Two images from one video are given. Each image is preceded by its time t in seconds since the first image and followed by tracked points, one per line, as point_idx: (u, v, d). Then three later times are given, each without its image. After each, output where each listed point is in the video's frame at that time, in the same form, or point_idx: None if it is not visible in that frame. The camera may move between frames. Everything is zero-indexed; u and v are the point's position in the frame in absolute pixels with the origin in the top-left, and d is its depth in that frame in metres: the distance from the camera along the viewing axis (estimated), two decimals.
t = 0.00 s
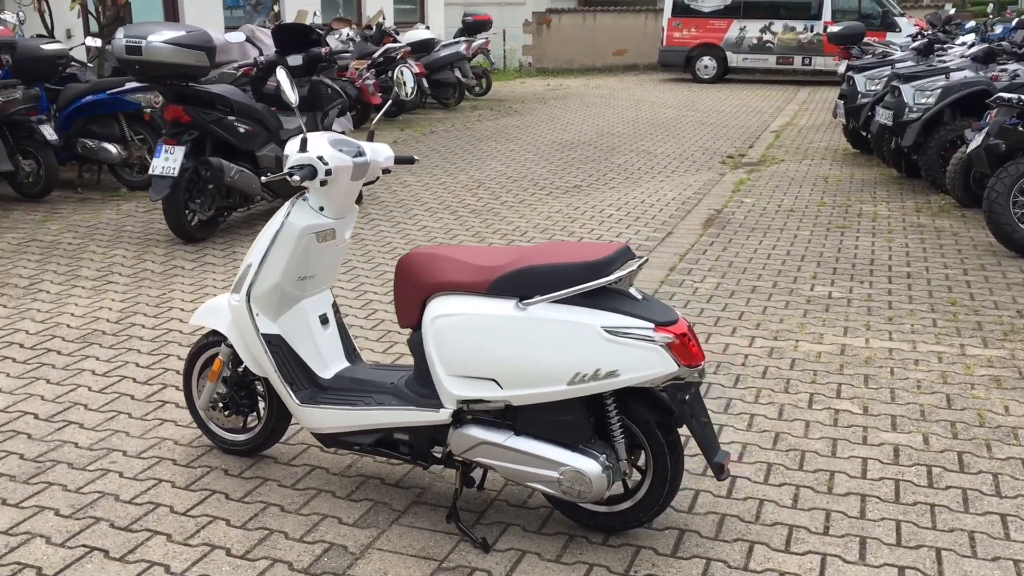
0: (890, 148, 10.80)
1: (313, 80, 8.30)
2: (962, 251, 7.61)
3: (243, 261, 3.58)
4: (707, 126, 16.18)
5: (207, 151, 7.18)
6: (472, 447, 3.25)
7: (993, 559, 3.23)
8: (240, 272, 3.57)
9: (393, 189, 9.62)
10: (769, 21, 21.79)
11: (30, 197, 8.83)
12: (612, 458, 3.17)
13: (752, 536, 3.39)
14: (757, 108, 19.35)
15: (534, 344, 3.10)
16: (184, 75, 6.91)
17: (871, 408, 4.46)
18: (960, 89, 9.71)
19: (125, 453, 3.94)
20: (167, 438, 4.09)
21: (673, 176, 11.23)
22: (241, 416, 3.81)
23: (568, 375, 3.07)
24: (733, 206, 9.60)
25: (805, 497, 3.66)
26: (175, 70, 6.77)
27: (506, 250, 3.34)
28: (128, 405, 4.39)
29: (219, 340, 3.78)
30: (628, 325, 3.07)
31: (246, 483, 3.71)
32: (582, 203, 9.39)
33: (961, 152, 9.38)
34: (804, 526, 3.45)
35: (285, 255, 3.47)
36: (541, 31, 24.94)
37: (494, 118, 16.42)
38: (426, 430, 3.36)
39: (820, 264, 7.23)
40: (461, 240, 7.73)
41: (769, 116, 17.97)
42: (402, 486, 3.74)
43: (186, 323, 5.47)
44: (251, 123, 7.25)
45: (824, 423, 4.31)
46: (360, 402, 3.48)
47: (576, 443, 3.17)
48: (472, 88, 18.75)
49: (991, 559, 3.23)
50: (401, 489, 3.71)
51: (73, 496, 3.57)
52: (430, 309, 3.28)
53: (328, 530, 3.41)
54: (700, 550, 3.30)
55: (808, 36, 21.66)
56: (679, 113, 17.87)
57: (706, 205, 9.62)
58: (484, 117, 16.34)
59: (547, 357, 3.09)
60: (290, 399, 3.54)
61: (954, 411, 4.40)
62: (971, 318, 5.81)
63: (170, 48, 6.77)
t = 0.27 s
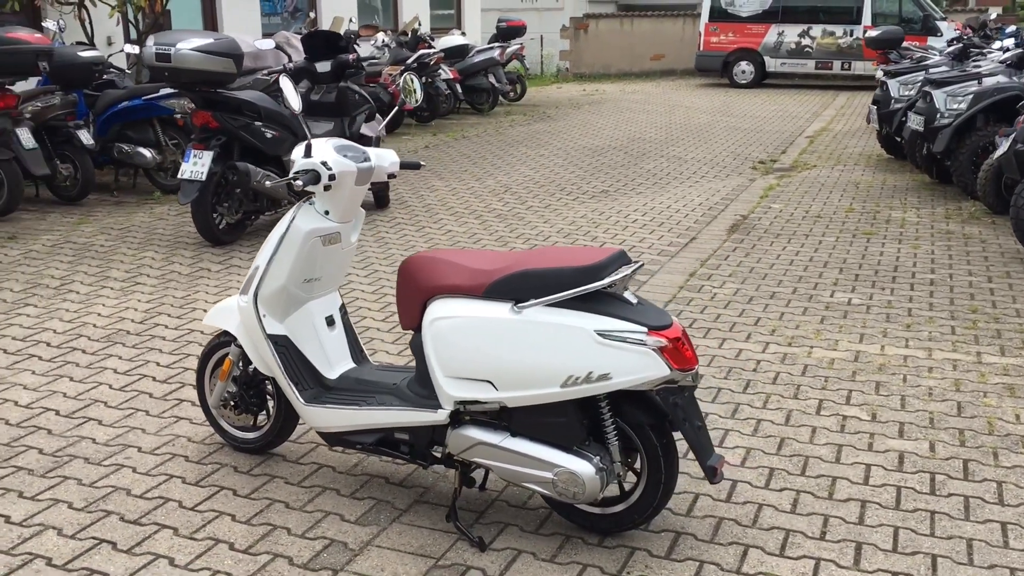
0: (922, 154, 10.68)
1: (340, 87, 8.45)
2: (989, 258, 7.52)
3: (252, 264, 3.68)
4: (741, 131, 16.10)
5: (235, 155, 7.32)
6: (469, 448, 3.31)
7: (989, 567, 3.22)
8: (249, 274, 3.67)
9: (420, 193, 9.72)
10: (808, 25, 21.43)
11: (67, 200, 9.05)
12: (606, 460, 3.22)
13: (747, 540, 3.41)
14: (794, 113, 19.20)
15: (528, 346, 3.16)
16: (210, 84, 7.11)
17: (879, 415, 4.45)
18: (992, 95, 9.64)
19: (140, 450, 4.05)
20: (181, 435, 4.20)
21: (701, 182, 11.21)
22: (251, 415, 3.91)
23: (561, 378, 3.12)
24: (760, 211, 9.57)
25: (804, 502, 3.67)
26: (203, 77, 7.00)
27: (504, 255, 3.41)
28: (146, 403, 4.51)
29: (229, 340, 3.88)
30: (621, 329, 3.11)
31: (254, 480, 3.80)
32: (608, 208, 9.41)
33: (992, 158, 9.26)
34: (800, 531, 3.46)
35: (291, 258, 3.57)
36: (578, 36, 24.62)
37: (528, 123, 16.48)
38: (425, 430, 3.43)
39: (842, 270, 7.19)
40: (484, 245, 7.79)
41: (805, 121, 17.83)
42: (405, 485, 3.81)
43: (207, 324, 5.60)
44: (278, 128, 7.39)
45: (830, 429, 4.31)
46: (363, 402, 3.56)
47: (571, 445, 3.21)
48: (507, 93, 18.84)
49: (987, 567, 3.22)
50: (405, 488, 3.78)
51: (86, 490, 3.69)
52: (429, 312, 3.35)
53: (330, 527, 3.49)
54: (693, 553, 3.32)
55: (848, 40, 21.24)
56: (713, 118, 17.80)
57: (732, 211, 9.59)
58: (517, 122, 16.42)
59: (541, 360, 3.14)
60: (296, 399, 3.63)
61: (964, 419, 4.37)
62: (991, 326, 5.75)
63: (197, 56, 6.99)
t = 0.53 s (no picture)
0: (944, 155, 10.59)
1: (357, 87, 8.54)
2: (1006, 260, 7.45)
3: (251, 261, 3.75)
4: (765, 132, 16.03)
5: (251, 154, 7.41)
6: (459, 443, 3.35)
7: (976, 568, 3.22)
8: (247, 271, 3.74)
9: (437, 193, 9.78)
10: (836, 26, 21.17)
11: (90, 199, 9.19)
12: (592, 457, 3.24)
13: (735, 538, 3.42)
14: (820, 113, 19.06)
15: (515, 343, 3.19)
16: (227, 82, 7.22)
17: (879, 416, 4.44)
18: (1014, 96, 9.54)
19: (143, 442, 4.13)
20: (184, 429, 4.28)
21: (720, 183, 11.19)
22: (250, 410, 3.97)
23: (547, 374, 3.16)
24: (776, 212, 9.55)
25: (795, 502, 3.68)
26: (219, 77, 7.12)
27: (495, 253, 3.44)
28: (152, 397, 4.60)
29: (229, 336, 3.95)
30: (607, 326, 3.14)
31: (252, 473, 3.87)
32: (624, 208, 9.42)
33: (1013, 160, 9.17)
34: (789, 530, 3.47)
35: (287, 255, 3.63)
36: (605, 37, 24.65)
37: (551, 124, 16.51)
38: (416, 426, 3.47)
39: (855, 272, 7.15)
40: (497, 244, 7.83)
41: (830, 121, 17.71)
42: (400, 480, 3.86)
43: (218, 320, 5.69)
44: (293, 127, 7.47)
45: (828, 430, 4.31)
46: (357, 397, 3.61)
47: (558, 441, 3.24)
48: (531, 94, 18.87)
49: (974, 568, 3.22)
50: (400, 483, 3.83)
51: (88, 481, 3.78)
52: (421, 308, 3.39)
53: (323, 519, 3.54)
54: (680, 550, 3.34)
55: (876, 40, 20.98)
56: (738, 119, 17.74)
57: (749, 211, 9.57)
58: (540, 123, 16.46)
59: (528, 357, 3.18)
60: (292, 393, 3.69)
61: (964, 421, 4.35)
62: (1001, 329, 5.71)
63: (213, 56, 7.10)
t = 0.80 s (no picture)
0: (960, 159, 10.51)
1: (369, 88, 8.57)
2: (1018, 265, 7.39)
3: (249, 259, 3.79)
4: (782, 134, 15.97)
5: (262, 154, 7.47)
6: (451, 442, 3.37)
7: (966, 573, 3.20)
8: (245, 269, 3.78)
9: (450, 194, 9.82)
10: (857, 28, 21.00)
11: (106, 198, 9.30)
12: (582, 457, 3.26)
13: (725, 539, 3.43)
14: (839, 116, 18.95)
15: (505, 343, 3.22)
16: (240, 84, 7.26)
17: (878, 419, 4.43)
18: None
19: (144, 438, 4.19)
20: (185, 425, 4.33)
21: (734, 185, 11.16)
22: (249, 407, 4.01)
23: (536, 374, 3.18)
24: (789, 215, 9.52)
25: (788, 504, 3.68)
26: (230, 79, 7.18)
27: (488, 253, 3.47)
28: (156, 394, 4.66)
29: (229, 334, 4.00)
30: (596, 327, 3.16)
31: (249, 470, 3.91)
32: (635, 210, 9.42)
33: None
34: (780, 532, 3.47)
35: (284, 254, 3.67)
36: (625, 39, 24.68)
37: (567, 125, 16.52)
38: (409, 424, 3.50)
39: (864, 275, 7.12)
40: (506, 245, 7.85)
41: (849, 124, 17.61)
42: (396, 478, 3.89)
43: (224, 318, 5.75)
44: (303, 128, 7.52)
45: (826, 433, 4.30)
46: (352, 395, 3.64)
47: (548, 441, 3.26)
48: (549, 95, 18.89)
49: (964, 572, 3.21)
50: (395, 481, 3.86)
51: (88, 475, 3.83)
52: (414, 308, 3.42)
53: (317, 516, 3.58)
54: (670, 551, 3.35)
55: (898, 43, 20.77)
56: (755, 121, 17.67)
57: (761, 214, 9.54)
58: (556, 124, 16.48)
59: (518, 357, 3.20)
60: (288, 391, 3.72)
61: (964, 425, 4.33)
62: (1007, 333, 5.67)
63: (225, 58, 7.15)
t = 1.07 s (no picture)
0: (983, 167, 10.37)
1: (386, 90, 8.63)
2: None
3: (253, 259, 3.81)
4: (805, 140, 15.85)
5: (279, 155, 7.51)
6: (449, 443, 3.37)
7: None
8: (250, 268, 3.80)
9: (467, 196, 9.83)
10: (884, 34, 20.72)
11: (126, 197, 9.40)
12: (579, 460, 3.24)
13: (724, 546, 3.40)
14: (864, 122, 18.78)
15: (504, 344, 3.21)
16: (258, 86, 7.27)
17: (886, 428, 4.38)
18: None
19: (150, 435, 4.21)
20: (191, 423, 4.35)
21: (753, 191, 11.08)
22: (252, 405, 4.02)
23: (534, 376, 3.17)
24: (807, 221, 9.44)
25: (790, 512, 3.64)
26: (248, 80, 7.18)
27: (489, 254, 3.46)
28: (163, 391, 4.69)
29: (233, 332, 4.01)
30: (595, 329, 3.14)
31: (251, 468, 3.92)
32: (652, 215, 9.37)
33: None
34: (780, 540, 3.44)
35: (287, 253, 3.68)
36: (650, 43, 24.34)
37: (588, 129, 16.49)
38: (408, 425, 3.50)
39: (881, 283, 7.04)
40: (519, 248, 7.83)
41: (873, 130, 17.46)
42: (396, 479, 3.88)
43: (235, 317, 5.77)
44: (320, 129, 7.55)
45: (832, 441, 4.25)
46: (353, 395, 3.64)
47: (546, 444, 3.25)
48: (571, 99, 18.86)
49: None
50: (396, 481, 3.86)
51: (92, 471, 3.86)
52: (414, 308, 3.42)
53: (316, 515, 3.58)
54: (668, 557, 3.33)
55: (925, 49, 20.47)
56: (778, 127, 17.55)
57: (778, 220, 9.47)
58: (577, 128, 16.45)
59: (516, 359, 3.19)
60: (289, 389, 3.73)
61: (974, 436, 4.27)
62: None
63: (243, 59, 7.16)
